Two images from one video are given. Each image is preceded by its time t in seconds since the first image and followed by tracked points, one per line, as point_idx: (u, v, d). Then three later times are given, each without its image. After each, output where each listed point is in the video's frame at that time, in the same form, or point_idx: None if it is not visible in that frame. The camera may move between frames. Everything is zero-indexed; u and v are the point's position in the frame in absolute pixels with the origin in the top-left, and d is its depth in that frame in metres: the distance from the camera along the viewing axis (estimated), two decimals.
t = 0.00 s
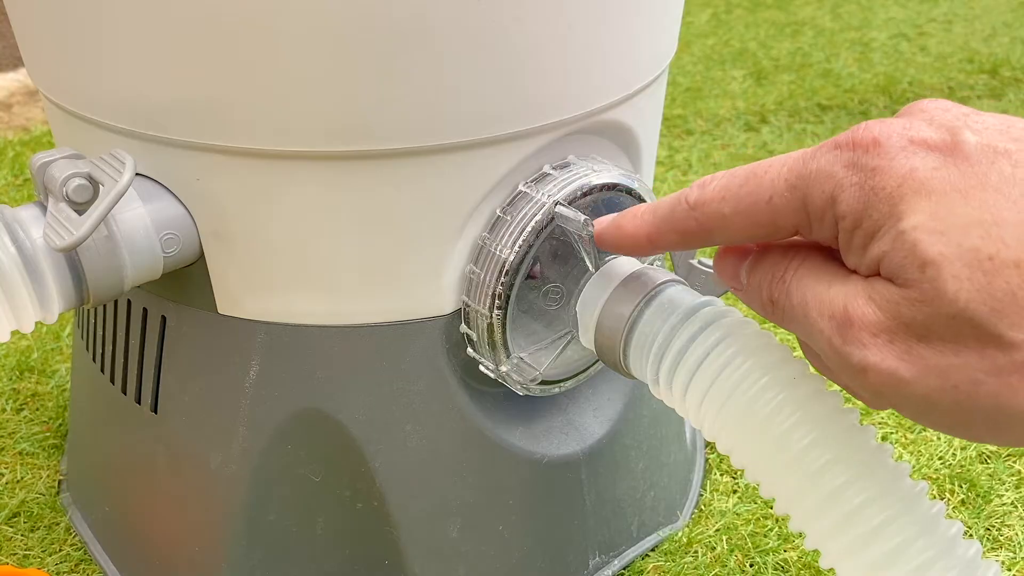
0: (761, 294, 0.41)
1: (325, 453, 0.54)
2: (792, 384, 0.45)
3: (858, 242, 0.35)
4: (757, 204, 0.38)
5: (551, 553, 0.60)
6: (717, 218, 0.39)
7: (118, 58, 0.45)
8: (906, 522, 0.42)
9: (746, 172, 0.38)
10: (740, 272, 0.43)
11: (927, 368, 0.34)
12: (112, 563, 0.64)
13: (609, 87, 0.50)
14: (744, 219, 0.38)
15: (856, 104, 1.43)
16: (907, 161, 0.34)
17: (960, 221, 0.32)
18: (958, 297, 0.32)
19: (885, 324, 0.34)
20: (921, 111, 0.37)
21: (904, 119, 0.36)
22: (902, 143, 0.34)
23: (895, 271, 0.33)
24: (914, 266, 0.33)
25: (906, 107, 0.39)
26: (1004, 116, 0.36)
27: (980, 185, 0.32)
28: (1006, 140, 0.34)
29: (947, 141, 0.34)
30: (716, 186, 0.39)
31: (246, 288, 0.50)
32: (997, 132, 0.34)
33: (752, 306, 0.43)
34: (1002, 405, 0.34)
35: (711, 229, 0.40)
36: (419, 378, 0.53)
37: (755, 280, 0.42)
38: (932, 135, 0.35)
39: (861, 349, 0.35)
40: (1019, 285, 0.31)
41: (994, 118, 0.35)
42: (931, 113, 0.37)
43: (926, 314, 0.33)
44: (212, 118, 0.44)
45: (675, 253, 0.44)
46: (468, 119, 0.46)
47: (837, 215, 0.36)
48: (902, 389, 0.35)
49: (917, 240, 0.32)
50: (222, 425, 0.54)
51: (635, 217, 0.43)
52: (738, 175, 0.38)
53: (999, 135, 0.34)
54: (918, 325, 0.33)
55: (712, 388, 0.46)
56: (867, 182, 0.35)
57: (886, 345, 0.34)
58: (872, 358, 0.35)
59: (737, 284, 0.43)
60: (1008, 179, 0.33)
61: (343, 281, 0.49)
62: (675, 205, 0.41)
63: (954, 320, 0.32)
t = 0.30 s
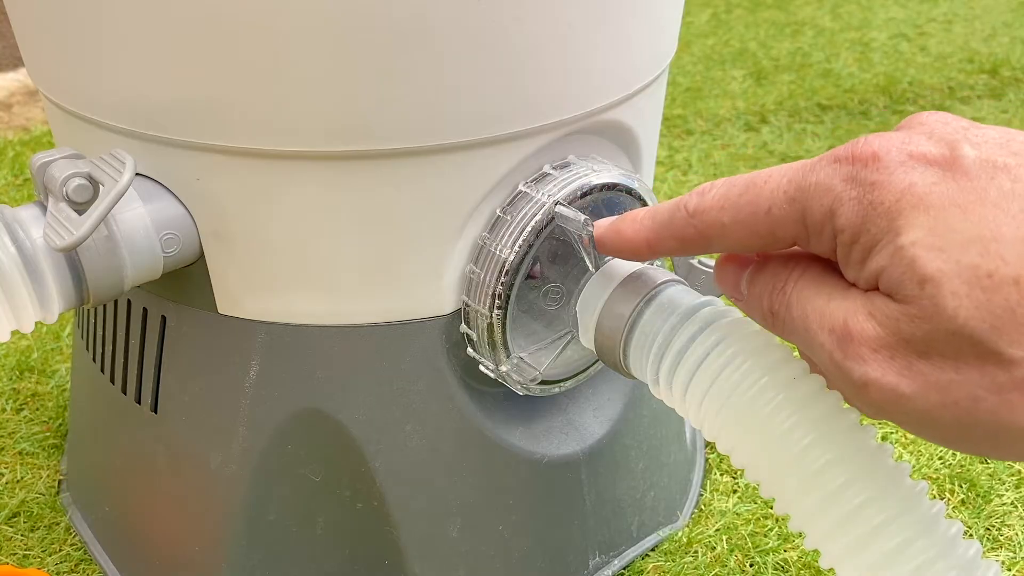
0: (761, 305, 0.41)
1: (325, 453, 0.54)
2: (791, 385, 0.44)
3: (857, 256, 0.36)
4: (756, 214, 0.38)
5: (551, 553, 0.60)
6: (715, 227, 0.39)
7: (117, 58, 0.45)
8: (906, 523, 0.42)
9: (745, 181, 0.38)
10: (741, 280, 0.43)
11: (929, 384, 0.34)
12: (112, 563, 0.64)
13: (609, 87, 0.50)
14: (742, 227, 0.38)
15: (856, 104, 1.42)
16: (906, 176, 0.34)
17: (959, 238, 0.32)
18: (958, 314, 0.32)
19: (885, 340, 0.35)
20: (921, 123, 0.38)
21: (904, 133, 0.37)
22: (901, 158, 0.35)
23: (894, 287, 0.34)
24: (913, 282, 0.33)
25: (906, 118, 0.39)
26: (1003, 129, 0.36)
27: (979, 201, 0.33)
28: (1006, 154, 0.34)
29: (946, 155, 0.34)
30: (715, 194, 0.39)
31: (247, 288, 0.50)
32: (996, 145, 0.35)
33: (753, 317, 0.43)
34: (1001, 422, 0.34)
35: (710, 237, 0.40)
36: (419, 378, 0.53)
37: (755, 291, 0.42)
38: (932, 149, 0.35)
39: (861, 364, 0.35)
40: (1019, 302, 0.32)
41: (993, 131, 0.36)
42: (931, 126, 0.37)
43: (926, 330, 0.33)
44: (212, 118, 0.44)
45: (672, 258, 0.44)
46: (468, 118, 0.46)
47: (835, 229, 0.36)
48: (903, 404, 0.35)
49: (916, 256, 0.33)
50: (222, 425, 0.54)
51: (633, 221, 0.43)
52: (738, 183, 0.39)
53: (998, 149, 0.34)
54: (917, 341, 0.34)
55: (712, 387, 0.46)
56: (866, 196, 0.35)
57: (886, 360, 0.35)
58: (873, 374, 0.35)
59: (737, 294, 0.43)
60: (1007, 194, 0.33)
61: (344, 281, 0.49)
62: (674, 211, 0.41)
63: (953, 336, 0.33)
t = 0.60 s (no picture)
0: (769, 321, 0.41)
1: (325, 454, 0.54)
2: (791, 385, 0.44)
3: (862, 272, 0.36)
4: (761, 228, 0.38)
5: (551, 553, 0.60)
6: (722, 238, 0.40)
7: (117, 58, 0.45)
8: (906, 523, 0.42)
9: (753, 196, 0.39)
10: (750, 295, 0.43)
11: (939, 399, 0.35)
12: (112, 563, 0.64)
13: (609, 87, 0.50)
14: (748, 240, 0.39)
15: (856, 104, 1.42)
16: (911, 195, 0.34)
17: (964, 253, 0.32)
18: (966, 329, 0.32)
19: (895, 357, 0.35)
20: (927, 141, 0.38)
21: (910, 150, 0.37)
22: (906, 176, 0.35)
23: (901, 303, 0.34)
24: (920, 298, 0.33)
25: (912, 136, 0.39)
26: (1009, 146, 0.36)
27: (984, 216, 0.33)
28: (1011, 171, 0.34)
29: (951, 174, 0.35)
30: (723, 206, 0.39)
31: (247, 288, 0.50)
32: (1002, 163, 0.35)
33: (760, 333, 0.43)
34: (1013, 437, 0.34)
35: (716, 247, 0.40)
36: (419, 378, 0.53)
37: (762, 306, 0.42)
38: (937, 167, 0.35)
39: (871, 380, 0.36)
40: None
41: (999, 148, 0.36)
42: (937, 144, 0.37)
43: (934, 346, 0.33)
44: (212, 118, 0.44)
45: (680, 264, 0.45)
46: (468, 119, 0.46)
47: (841, 246, 0.36)
48: (914, 420, 0.35)
49: (921, 272, 0.33)
50: (222, 425, 0.54)
51: (643, 228, 0.44)
52: (746, 197, 0.39)
53: (1004, 166, 0.34)
54: (927, 358, 0.34)
55: (712, 387, 0.46)
56: (871, 214, 0.35)
57: (896, 376, 0.35)
58: (883, 390, 0.35)
59: (746, 310, 0.43)
60: (1013, 210, 0.33)
61: (343, 281, 0.49)
62: (683, 220, 0.41)
63: (963, 352, 0.33)
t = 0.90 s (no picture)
0: (773, 324, 0.41)
1: (325, 454, 0.54)
2: (791, 385, 0.44)
3: (866, 273, 0.36)
4: (765, 229, 0.38)
5: (551, 553, 0.60)
6: (726, 239, 0.40)
7: (117, 58, 0.45)
8: (906, 522, 0.42)
9: (759, 197, 0.39)
10: (753, 298, 0.43)
11: (946, 400, 0.35)
12: (112, 563, 0.64)
13: (609, 87, 0.50)
14: (752, 241, 0.39)
15: (856, 104, 1.42)
16: (914, 197, 0.34)
17: (969, 253, 0.32)
18: (972, 328, 0.32)
19: (901, 358, 0.35)
20: (929, 144, 0.38)
21: (912, 153, 0.37)
22: (909, 179, 0.35)
23: (907, 304, 0.34)
24: (925, 298, 0.33)
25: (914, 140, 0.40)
26: (1011, 148, 0.36)
27: (987, 217, 0.33)
28: (1013, 172, 0.34)
29: (954, 175, 0.35)
30: (729, 206, 0.39)
31: (247, 288, 0.50)
32: (1004, 164, 0.35)
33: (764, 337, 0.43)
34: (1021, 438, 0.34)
35: (720, 247, 0.40)
36: (419, 378, 0.53)
37: (766, 308, 0.42)
38: (939, 169, 0.35)
39: (878, 382, 0.36)
40: None
41: (1001, 150, 0.36)
42: (939, 147, 0.37)
43: (941, 347, 0.33)
44: (212, 118, 0.44)
45: (687, 264, 0.45)
46: (468, 119, 0.46)
47: (844, 248, 0.36)
48: (920, 421, 0.35)
49: (926, 272, 0.33)
50: (222, 425, 0.54)
51: (650, 226, 0.44)
52: (751, 198, 0.39)
53: (1006, 167, 0.35)
54: (934, 358, 0.34)
55: (712, 387, 0.46)
56: (875, 216, 0.35)
57: (903, 378, 0.35)
58: (890, 392, 0.35)
59: (749, 312, 0.43)
60: (1016, 210, 0.33)
61: (343, 281, 0.49)
62: (689, 220, 0.41)
63: (970, 352, 0.33)
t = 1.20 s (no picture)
0: (773, 330, 0.41)
1: (325, 454, 0.54)
2: (791, 385, 0.44)
3: (867, 282, 0.36)
4: (767, 236, 0.38)
5: (551, 553, 0.60)
6: (728, 244, 0.40)
7: (117, 58, 0.45)
8: (906, 523, 0.42)
9: (761, 203, 0.39)
10: (753, 302, 0.42)
11: (946, 410, 0.34)
12: (112, 563, 0.64)
13: (609, 87, 0.50)
14: (753, 247, 0.39)
15: (856, 104, 1.42)
16: (916, 208, 0.34)
17: (971, 265, 0.32)
18: (973, 339, 0.32)
19: (902, 368, 0.35)
20: (931, 155, 0.38)
21: (914, 164, 0.37)
22: (912, 189, 0.35)
23: (907, 314, 0.34)
24: (926, 308, 0.33)
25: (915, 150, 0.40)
26: (1013, 160, 0.36)
27: (989, 228, 0.33)
28: (1014, 185, 0.34)
29: (956, 187, 0.35)
30: (731, 212, 0.40)
31: (247, 288, 0.50)
32: (1005, 175, 0.35)
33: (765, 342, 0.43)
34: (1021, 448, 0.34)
35: (721, 253, 0.40)
36: (419, 378, 0.53)
37: (766, 314, 0.41)
38: (941, 181, 0.35)
39: (878, 392, 0.35)
40: None
41: (1003, 162, 0.36)
42: (941, 158, 0.37)
43: (942, 357, 0.33)
44: (212, 118, 0.44)
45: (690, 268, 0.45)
46: (468, 119, 0.46)
47: (845, 257, 0.36)
48: (921, 431, 0.35)
49: (928, 282, 0.33)
50: (222, 425, 0.54)
51: (653, 230, 0.44)
52: (753, 205, 0.39)
53: (1008, 179, 0.35)
54: (934, 369, 0.34)
55: (711, 387, 0.46)
56: (877, 226, 0.35)
57: (904, 388, 0.35)
58: (891, 402, 0.35)
59: (749, 313, 0.43)
60: (1018, 222, 0.33)
61: (343, 282, 0.49)
62: (691, 225, 0.41)
63: (970, 363, 0.33)
